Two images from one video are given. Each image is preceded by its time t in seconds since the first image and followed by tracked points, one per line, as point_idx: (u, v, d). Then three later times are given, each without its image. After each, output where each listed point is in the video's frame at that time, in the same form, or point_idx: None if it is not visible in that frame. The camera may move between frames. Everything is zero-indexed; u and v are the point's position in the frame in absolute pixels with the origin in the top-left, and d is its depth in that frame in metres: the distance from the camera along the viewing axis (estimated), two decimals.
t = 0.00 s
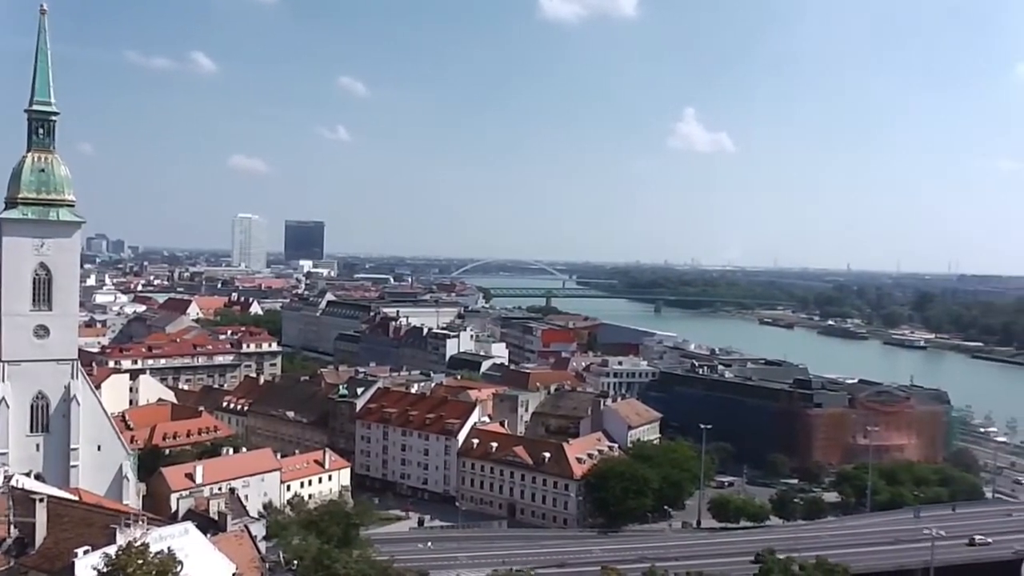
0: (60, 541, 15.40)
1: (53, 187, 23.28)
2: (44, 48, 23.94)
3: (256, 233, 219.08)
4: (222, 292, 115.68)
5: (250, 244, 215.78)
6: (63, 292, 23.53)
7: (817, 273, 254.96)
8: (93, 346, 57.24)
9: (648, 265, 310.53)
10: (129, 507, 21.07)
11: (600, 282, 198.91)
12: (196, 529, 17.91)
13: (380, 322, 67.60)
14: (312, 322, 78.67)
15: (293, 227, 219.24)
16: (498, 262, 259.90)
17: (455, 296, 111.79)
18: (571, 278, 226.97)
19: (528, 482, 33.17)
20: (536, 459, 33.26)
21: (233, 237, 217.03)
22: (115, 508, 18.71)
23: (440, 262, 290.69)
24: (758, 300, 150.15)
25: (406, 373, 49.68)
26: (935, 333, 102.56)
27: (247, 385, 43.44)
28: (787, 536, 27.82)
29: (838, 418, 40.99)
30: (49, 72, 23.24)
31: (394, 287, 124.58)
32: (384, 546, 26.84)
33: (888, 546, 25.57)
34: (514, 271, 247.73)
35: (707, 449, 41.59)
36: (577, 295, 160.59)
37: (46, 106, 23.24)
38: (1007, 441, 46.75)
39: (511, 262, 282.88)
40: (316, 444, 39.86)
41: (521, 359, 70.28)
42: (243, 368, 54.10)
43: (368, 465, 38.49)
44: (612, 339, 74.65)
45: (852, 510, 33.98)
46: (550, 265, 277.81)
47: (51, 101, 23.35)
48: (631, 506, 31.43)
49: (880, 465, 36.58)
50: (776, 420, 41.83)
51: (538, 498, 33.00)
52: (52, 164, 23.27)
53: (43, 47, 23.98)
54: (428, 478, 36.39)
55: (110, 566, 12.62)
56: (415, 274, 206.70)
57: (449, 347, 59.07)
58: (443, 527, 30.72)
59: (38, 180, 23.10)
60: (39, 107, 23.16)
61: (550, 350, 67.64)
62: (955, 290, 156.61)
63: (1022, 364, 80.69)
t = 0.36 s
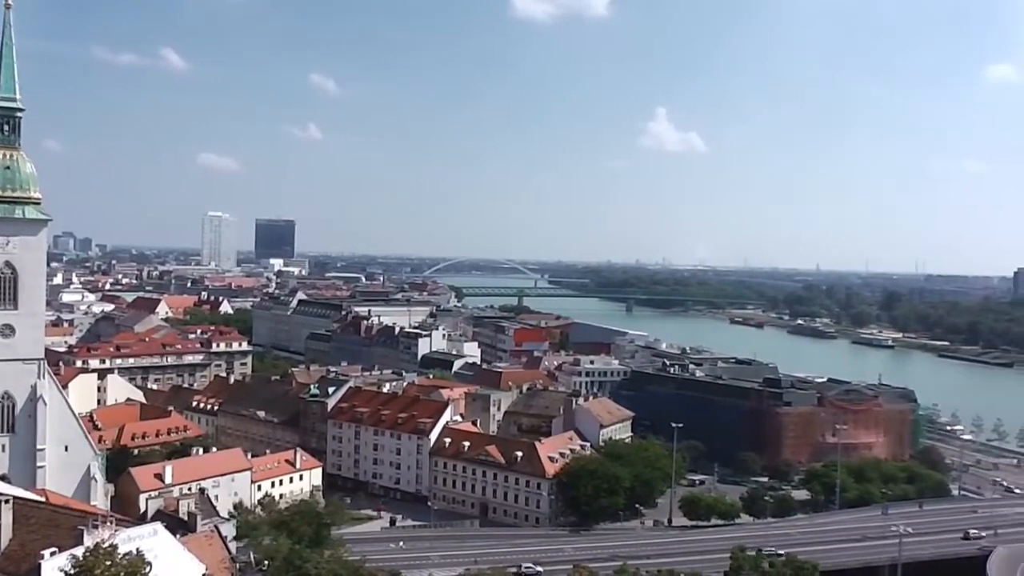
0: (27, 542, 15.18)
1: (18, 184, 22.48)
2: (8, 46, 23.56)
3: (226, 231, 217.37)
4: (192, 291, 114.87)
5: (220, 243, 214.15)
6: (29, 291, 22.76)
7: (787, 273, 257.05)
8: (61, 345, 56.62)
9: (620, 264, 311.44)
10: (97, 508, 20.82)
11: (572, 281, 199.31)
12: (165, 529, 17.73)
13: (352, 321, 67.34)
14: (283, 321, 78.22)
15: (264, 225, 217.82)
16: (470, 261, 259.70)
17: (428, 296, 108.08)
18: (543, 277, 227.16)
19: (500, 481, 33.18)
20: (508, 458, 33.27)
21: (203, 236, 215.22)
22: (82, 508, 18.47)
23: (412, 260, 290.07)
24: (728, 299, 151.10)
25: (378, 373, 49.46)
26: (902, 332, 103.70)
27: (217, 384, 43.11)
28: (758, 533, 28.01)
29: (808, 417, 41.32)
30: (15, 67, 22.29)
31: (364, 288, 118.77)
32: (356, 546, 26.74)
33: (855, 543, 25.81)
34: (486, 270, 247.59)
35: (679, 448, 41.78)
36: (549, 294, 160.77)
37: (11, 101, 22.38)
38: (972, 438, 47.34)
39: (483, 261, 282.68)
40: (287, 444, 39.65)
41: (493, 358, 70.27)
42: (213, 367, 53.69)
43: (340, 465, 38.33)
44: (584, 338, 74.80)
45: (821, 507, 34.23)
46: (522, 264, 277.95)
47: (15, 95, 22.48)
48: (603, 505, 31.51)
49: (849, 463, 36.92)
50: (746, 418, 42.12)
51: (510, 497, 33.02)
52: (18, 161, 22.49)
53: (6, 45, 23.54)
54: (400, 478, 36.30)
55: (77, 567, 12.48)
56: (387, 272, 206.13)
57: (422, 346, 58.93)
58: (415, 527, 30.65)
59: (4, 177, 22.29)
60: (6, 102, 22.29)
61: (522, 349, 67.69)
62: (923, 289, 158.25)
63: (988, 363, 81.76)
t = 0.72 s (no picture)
0: None
1: None
2: None
3: (194, 229, 215.27)
4: (160, 289, 113.86)
5: (188, 241, 212.17)
6: None
7: (755, 272, 258.99)
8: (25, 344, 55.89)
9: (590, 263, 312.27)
10: (61, 509, 20.54)
11: (543, 279, 199.52)
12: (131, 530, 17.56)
13: (322, 320, 66.99)
14: (252, 320, 77.68)
15: (234, 223, 216.07)
16: (441, 260, 259.25)
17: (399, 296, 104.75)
18: (514, 276, 227.16)
19: (471, 480, 33.15)
20: (479, 457, 33.25)
21: (171, 234, 213.03)
22: (47, 510, 18.23)
23: (382, 259, 289.18)
24: (698, 299, 151.91)
25: (347, 372, 49.23)
26: (869, 331, 104.76)
27: (185, 384, 42.72)
28: (727, 531, 28.18)
29: (776, 415, 41.59)
30: None
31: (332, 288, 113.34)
32: (326, 546, 26.59)
33: (822, 540, 26.02)
34: (457, 269, 247.18)
35: (648, 446, 41.93)
36: (520, 293, 160.83)
37: None
38: (937, 436, 47.97)
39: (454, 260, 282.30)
40: (256, 443, 39.38)
41: (464, 357, 70.18)
42: (180, 367, 53.21)
43: (309, 465, 38.12)
44: (554, 337, 74.87)
45: (789, 505, 34.54)
46: (493, 264, 277.87)
47: None
48: (573, 503, 31.53)
49: (817, 461, 37.27)
50: (715, 416, 42.36)
51: (481, 496, 33.00)
52: None
53: None
54: (370, 477, 36.16)
55: (40, 569, 12.30)
56: (357, 271, 205.21)
57: (392, 345, 58.73)
58: (385, 527, 30.52)
59: None
60: None
61: (493, 349, 67.64)
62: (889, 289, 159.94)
63: (952, 362, 82.83)
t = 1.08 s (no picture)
0: None
1: None
2: None
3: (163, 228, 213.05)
4: (128, 288, 112.75)
5: (156, 240, 210.06)
6: None
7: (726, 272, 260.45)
8: None
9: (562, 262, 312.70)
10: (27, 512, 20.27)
11: (515, 279, 199.47)
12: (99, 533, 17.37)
13: (292, 319, 66.60)
14: (222, 320, 77.08)
15: (203, 222, 214.17)
16: (412, 259, 258.54)
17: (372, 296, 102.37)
18: (486, 275, 226.96)
19: (443, 480, 33.09)
20: (450, 457, 33.20)
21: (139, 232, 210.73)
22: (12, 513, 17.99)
23: (353, 258, 287.96)
24: (670, 298, 152.48)
25: (318, 371, 48.93)
26: (838, 330, 105.70)
27: (153, 384, 42.31)
28: (698, 529, 28.34)
29: (747, 414, 41.82)
30: None
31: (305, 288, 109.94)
32: (297, 547, 26.44)
33: (792, 538, 26.22)
34: (429, 268, 246.52)
35: (620, 445, 42.03)
36: (492, 293, 160.71)
37: None
38: (905, 434, 48.50)
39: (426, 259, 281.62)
40: (225, 444, 39.09)
41: (436, 357, 70.05)
42: (148, 366, 52.73)
43: (280, 465, 37.88)
44: (526, 337, 74.85)
45: (759, 503, 34.81)
46: (465, 263, 277.48)
47: None
48: (545, 503, 31.53)
49: (787, 459, 37.55)
50: (686, 415, 42.56)
51: (453, 496, 32.95)
52: None
53: None
54: (341, 478, 36.00)
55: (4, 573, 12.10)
56: (328, 270, 204.09)
57: (364, 345, 58.51)
58: (356, 527, 30.38)
59: None
60: None
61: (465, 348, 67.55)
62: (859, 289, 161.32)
63: (920, 360, 83.75)
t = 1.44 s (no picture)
0: None
1: None
2: None
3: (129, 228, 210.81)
4: (94, 288, 111.56)
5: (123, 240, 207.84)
6: None
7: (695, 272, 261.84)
8: None
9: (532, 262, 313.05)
10: None
11: (486, 279, 199.42)
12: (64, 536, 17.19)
13: (261, 320, 66.15)
14: (189, 320, 76.44)
15: (170, 221, 212.20)
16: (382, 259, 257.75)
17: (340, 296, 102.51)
18: (456, 275, 226.68)
19: (413, 480, 33.00)
20: (421, 457, 33.12)
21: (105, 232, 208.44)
22: None
23: (322, 258, 286.52)
24: (640, 298, 153.10)
25: (287, 372, 48.64)
26: (806, 330, 106.64)
27: (119, 385, 41.84)
28: (668, 527, 28.47)
29: (717, 412, 42.06)
30: None
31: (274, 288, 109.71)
32: (266, 549, 26.26)
33: (762, 535, 26.39)
34: (399, 268, 245.86)
35: (590, 444, 42.13)
36: (462, 293, 160.54)
37: None
38: (872, 431, 49.02)
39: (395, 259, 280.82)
40: (194, 445, 38.77)
41: (406, 357, 69.88)
42: (115, 368, 52.18)
43: (249, 467, 37.60)
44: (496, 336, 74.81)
45: (728, 501, 35.07)
46: (435, 263, 276.91)
47: None
48: (516, 502, 31.49)
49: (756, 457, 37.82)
50: (656, 414, 42.74)
51: (423, 496, 32.87)
52: None
53: None
54: (311, 479, 35.80)
55: None
56: (297, 270, 202.89)
57: (333, 345, 58.23)
58: (327, 528, 30.20)
59: None
60: None
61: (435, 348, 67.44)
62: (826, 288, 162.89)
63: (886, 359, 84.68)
